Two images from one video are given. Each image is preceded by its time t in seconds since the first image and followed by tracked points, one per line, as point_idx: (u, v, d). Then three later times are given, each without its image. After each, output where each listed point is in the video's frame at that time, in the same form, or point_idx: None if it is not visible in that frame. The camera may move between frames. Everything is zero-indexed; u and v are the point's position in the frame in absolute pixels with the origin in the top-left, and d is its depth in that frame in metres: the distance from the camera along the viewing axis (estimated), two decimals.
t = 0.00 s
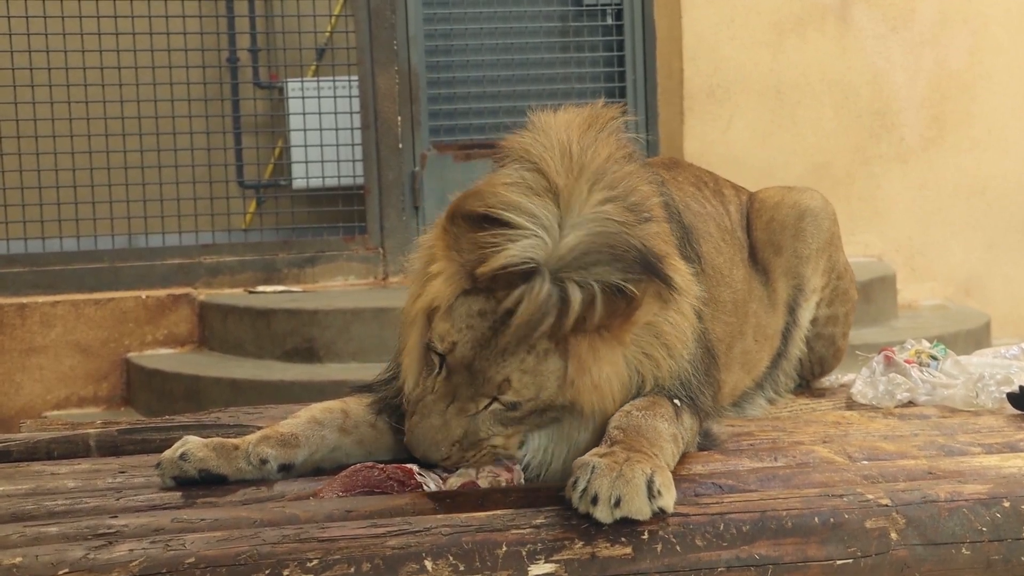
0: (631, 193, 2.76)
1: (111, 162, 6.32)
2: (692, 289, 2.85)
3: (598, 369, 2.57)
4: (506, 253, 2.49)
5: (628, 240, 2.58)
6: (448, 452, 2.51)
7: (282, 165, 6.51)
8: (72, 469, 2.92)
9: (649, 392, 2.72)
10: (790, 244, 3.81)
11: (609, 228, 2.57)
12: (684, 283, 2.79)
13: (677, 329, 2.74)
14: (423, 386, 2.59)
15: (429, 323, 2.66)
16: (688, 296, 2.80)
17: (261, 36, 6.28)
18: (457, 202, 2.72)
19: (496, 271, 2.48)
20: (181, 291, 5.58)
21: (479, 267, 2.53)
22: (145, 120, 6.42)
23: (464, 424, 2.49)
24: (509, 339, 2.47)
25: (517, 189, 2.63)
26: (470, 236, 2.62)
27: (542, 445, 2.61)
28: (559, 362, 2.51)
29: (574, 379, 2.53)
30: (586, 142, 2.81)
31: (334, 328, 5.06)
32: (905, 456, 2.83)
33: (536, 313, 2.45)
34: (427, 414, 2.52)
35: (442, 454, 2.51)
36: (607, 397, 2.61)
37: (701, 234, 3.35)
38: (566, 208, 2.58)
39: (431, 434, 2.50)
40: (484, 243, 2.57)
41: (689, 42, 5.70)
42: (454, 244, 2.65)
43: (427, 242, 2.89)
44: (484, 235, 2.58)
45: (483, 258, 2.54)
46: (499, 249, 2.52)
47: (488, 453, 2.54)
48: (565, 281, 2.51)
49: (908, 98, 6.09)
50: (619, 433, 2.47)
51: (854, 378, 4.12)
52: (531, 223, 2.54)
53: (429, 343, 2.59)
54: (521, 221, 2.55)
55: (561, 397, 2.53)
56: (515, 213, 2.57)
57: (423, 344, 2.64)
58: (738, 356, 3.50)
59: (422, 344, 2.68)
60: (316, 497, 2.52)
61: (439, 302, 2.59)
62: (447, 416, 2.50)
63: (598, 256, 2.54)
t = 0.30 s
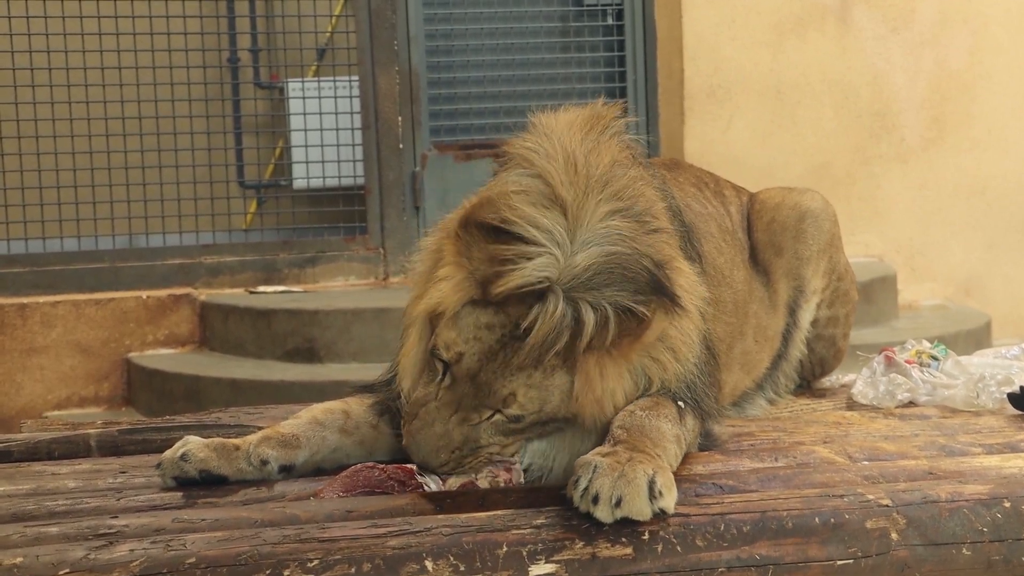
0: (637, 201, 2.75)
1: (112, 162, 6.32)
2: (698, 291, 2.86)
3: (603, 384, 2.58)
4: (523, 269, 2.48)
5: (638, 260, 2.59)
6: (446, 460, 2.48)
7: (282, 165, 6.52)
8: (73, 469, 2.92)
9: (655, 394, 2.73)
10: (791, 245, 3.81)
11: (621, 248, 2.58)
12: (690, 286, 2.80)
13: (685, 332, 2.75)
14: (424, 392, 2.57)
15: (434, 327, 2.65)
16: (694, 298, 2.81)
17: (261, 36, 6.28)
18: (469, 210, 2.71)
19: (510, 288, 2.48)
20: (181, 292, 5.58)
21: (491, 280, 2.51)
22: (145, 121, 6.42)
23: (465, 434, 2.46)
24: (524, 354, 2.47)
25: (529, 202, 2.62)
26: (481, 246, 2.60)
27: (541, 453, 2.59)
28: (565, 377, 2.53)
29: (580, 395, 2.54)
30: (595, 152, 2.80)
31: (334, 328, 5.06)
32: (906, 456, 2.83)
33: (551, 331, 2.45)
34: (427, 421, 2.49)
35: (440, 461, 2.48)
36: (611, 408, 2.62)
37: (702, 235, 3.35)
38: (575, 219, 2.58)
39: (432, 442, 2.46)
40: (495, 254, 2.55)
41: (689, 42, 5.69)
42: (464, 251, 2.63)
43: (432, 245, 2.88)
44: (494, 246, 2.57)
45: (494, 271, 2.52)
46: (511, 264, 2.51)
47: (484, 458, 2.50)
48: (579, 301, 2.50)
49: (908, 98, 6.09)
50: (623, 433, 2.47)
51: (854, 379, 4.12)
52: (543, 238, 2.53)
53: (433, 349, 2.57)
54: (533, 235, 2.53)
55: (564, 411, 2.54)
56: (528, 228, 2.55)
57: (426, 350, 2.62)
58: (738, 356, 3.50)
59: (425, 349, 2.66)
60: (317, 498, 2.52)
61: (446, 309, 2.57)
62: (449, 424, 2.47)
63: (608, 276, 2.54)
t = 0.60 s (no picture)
0: (635, 204, 2.75)
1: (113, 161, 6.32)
2: (698, 292, 2.86)
3: (597, 388, 2.56)
4: (511, 277, 2.47)
5: (630, 264, 2.58)
6: (439, 457, 2.54)
7: (283, 165, 6.51)
8: (73, 469, 2.92)
9: (657, 393, 2.71)
10: (790, 245, 3.81)
11: (614, 252, 2.57)
12: (689, 287, 2.80)
13: (685, 332, 2.74)
14: (420, 394, 2.61)
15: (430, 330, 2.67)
16: (693, 298, 2.81)
17: (262, 36, 6.28)
18: (465, 212, 2.70)
19: (498, 296, 2.47)
20: (182, 291, 5.58)
21: (482, 286, 2.52)
22: (146, 120, 6.42)
23: (458, 436, 2.51)
24: (508, 362, 2.47)
25: (525, 206, 2.61)
26: (474, 251, 2.60)
27: (541, 457, 2.58)
28: (556, 381, 2.52)
29: (571, 398, 2.53)
30: (598, 155, 2.79)
31: (335, 328, 5.06)
32: (906, 456, 2.83)
33: (535, 339, 2.45)
34: (422, 424, 2.55)
35: (434, 458, 2.55)
36: (608, 410, 2.60)
37: (704, 235, 3.35)
38: (571, 223, 2.58)
39: (423, 443, 2.54)
40: (488, 260, 2.55)
41: (689, 42, 5.68)
42: (458, 254, 2.63)
43: (432, 245, 2.88)
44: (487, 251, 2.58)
45: (485, 277, 2.52)
46: (501, 270, 2.50)
47: (481, 457, 2.51)
48: (564, 307, 2.50)
49: (909, 98, 6.09)
50: (625, 433, 2.47)
51: (855, 378, 4.12)
52: (536, 244, 2.53)
53: (428, 353, 2.60)
54: (526, 241, 2.53)
55: (557, 414, 2.54)
56: (521, 234, 2.54)
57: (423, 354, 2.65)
58: (739, 356, 3.50)
59: (423, 352, 2.69)
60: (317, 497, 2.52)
61: (440, 313, 2.59)
62: (441, 425, 2.52)
63: (596, 281, 2.54)
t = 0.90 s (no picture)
0: (630, 195, 2.75)
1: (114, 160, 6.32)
2: (696, 288, 2.86)
3: (597, 373, 2.55)
4: (500, 264, 2.48)
5: (622, 245, 2.57)
6: (447, 456, 2.52)
7: (284, 165, 6.51)
8: (74, 468, 2.92)
9: (654, 391, 2.70)
10: (790, 244, 3.81)
11: (605, 234, 2.57)
12: (686, 282, 2.80)
13: (682, 324, 2.73)
14: (423, 391, 2.61)
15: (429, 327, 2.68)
16: (690, 292, 2.80)
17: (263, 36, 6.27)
18: (457, 206, 2.72)
19: (490, 283, 2.48)
20: (183, 290, 5.58)
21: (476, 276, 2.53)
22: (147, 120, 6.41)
23: (461, 430, 2.50)
24: (503, 347, 2.46)
25: (515, 196, 2.63)
26: (467, 242, 2.62)
27: (547, 446, 2.59)
28: (556, 367, 2.51)
29: (571, 383, 2.52)
30: (594, 148, 2.80)
31: (335, 327, 5.06)
32: (907, 455, 2.83)
33: (528, 324, 2.45)
34: (425, 420, 2.54)
35: (441, 457, 2.52)
36: (607, 400, 2.60)
37: (704, 234, 3.35)
38: (565, 212, 2.59)
39: (429, 439, 2.52)
40: (482, 250, 2.57)
41: (690, 42, 5.68)
42: (452, 248, 2.65)
43: (430, 243, 2.89)
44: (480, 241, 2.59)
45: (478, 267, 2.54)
46: (494, 258, 2.52)
47: (485, 454, 2.51)
48: (557, 289, 2.49)
49: (910, 97, 6.09)
50: (624, 432, 2.46)
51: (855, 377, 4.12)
52: (526, 230, 2.55)
53: (429, 349, 2.60)
54: (517, 228, 2.55)
55: (559, 402, 2.53)
56: (511, 220, 2.56)
57: (424, 350, 2.65)
58: (740, 356, 3.50)
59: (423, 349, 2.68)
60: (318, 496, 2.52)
61: (438, 307, 2.60)
62: (445, 421, 2.51)
63: (589, 262, 2.52)
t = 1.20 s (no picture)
0: (637, 198, 2.75)
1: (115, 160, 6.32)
2: (701, 285, 2.86)
3: (604, 380, 2.57)
4: (517, 266, 2.48)
5: (636, 253, 2.58)
6: (448, 458, 2.50)
7: (285, 164, 6.50)
8: (75, 468, 2.93)
9: (659, 390, 2.72)
10: (791, 243, 3.80)
11: (618, 242, 2.57)
12: (692, 281, 2.80)
13: (690, 326, 2.76)
14: (427, 391, 2.58)
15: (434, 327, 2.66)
16: (697, 290, 2.81)
17: (263, 35, 6.27)
18: (469, 208, 2.71)
19: (506, 284, 2.48)
20: (184, 290, 5.58)
21: (489, 276, 2.52)
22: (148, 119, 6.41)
23: (466, 431, 2.48)
24: (519, 347, 2.46)
25: (525, 202, 2.62)
26: (479, 244, 2.61)
27: (548, 452, 2.60)
28: (565, 373, 2.51)
29: (580, 390, 2.53)
30: (598, 150, 2.79)
31: (336, 326, 5.07)
32: (908, 454, 2.83)
33: (547, 325, 2.44)
34: (429, 419, 2.51)
35: (442, 459, 2.50)
36: (613, 406, 2.61)
37: (705, 233, 3.35)
38: (574, 217, 2.59)
39: (432, 440, 2.49)
40: (495, 252, 2.56)
41: (690, 41, 5.68)
42: (463, 248, 2.64)
43: (436, 243, 2.87)
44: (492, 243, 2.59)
45: (491, 268, 2.53)
46: (509, 260, 2.51)
47: (487, 458, 2.51)
48: (574, 294, 2.50)
49: (911, 96, 6.08)
50: (625, 429, 2.48)
51: (856, 376, 4.12)
52: (540, 235, 2.54)
53: (435, 348, 2.59)
54: (530, 232, 2.54)
55: (565, 408, 2.53)
56: (523, 226, 2.56)
57: (430, 350, 2.64)
58: (741, 355, 3.50)
59: (427, 349, 2.66)
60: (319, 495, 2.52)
61: (446, 307, 2.58)
62: (449, 420, 2.49)
63: (606, 268, 2.54)
